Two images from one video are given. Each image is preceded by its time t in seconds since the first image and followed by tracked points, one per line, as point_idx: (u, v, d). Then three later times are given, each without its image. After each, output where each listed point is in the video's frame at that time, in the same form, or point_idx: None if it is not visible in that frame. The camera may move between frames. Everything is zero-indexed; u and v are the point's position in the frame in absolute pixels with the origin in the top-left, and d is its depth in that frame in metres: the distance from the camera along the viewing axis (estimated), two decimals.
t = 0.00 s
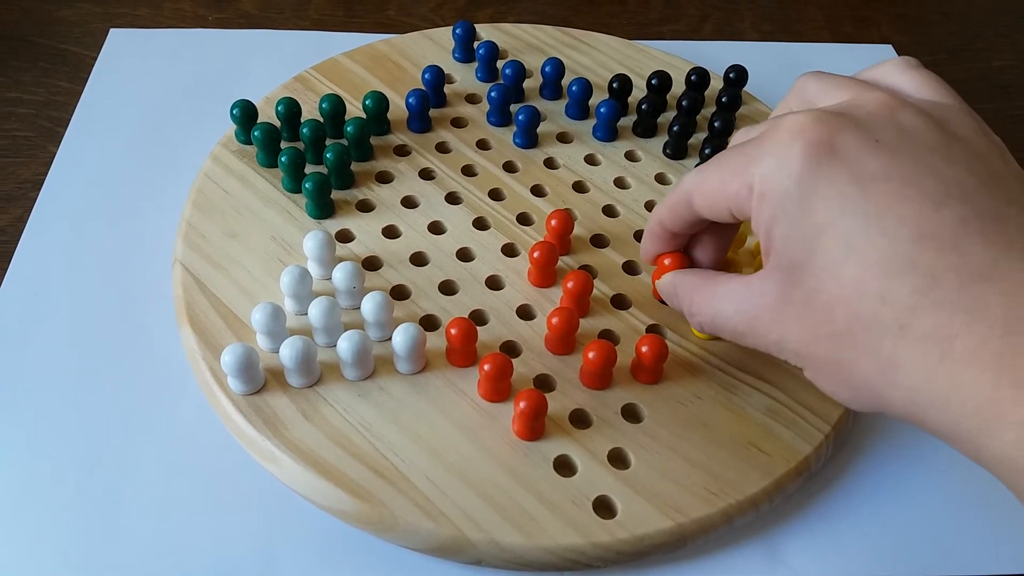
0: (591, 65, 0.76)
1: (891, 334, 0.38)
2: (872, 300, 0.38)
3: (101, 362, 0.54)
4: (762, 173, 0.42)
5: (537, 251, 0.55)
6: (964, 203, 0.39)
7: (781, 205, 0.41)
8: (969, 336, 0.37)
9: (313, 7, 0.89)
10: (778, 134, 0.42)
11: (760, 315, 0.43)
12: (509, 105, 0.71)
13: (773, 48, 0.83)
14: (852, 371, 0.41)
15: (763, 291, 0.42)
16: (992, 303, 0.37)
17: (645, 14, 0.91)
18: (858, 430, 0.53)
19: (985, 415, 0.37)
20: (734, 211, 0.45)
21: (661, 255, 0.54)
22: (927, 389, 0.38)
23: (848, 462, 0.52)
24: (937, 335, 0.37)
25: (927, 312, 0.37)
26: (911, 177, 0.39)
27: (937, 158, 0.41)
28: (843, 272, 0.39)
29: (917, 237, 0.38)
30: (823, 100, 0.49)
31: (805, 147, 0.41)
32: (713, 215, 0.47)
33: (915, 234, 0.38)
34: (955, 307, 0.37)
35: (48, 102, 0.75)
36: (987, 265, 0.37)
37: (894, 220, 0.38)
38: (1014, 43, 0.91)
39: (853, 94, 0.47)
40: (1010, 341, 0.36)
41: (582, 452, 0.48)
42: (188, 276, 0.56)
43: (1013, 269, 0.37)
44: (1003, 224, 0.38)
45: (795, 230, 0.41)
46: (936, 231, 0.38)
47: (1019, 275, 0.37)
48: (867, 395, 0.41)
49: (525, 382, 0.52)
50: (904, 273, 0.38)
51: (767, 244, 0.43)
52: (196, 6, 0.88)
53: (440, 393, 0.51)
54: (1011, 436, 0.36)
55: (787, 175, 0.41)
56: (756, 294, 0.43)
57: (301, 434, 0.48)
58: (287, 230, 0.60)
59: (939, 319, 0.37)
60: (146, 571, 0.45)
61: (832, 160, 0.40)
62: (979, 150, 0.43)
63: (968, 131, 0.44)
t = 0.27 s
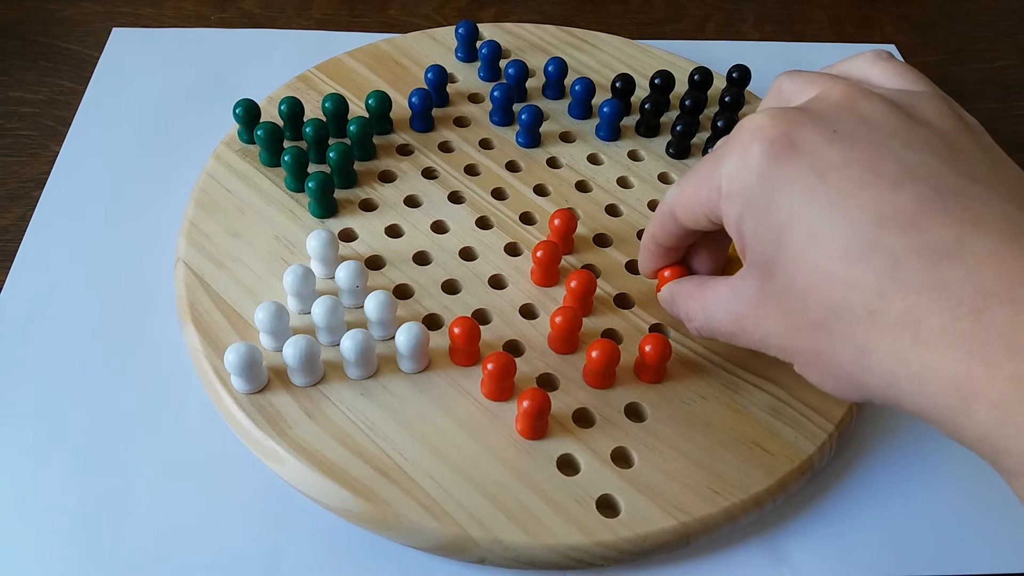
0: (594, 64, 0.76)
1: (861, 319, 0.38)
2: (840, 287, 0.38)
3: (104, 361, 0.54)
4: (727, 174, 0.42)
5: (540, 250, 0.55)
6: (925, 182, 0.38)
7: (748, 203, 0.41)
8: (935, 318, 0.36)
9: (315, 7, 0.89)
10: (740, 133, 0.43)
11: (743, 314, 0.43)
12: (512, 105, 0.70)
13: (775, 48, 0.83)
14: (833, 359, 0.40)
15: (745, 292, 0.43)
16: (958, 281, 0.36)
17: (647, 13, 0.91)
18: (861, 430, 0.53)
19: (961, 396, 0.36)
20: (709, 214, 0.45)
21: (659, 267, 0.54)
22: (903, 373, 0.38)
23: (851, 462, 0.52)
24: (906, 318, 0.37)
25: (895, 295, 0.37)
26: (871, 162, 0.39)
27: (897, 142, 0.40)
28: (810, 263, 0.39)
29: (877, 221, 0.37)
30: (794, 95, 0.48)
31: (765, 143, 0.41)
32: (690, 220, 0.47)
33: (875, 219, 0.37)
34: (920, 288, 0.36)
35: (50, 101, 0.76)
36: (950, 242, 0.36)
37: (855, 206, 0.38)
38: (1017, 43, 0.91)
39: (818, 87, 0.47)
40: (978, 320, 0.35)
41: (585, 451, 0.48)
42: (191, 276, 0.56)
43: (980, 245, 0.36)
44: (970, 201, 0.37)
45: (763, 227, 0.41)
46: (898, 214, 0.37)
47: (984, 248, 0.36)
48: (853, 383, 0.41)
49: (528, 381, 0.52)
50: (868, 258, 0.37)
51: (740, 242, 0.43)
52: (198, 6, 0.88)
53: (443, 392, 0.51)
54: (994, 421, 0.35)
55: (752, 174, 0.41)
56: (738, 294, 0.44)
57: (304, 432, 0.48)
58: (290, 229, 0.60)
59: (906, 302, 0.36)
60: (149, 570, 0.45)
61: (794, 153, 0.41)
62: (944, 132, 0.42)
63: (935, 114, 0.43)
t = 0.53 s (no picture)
0: (596, 65, 0.76)
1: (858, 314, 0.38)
2: (837, 282, 0.39)
3: (107, 361, 0.54)
4: (726, 172, 0.43)
5: (543, 251, 0.55)
6: (921, 179, 0.39)
7: (746, 201, 0.42)
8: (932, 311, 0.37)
9: (317, 7, 0.89)
10: (740, 132, 0.43)
11: (742, 313, 0.44)
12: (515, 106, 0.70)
13: (778, 49, 0.83)
14: (827, 355, 0.41)
15: (744, 291, 0.43)
16: (953, 276, 0.36)
17: (649, 14, 0.91)
18: (864, 433, 0.53)
19: (954, 387, 0.37)
20: (707, 212, 0.45)
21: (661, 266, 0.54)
22: (897, 366, 0.38)
23: (853, 463, 0.52)
24: (904, 312, 0.37)
25: (890, 290, 0.37)
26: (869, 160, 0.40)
27: (897, 142, 0.41)
28: (808, 260, 0.40)
29: (873, 218, 0.38)
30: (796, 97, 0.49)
31: (764, 142, 0.42)
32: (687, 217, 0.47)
33: (872, 217, 0.38)
34: (915, 282, 0.37)
35: (53, 101, 0.76)
36: (945, 238, 0.37)
37: (854, 202, 0.39)
38: (1019, 44, 0.91)
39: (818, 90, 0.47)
40: (971, 312, 0.36)
41: (588, 452, 0.48)
42: (194, 276, 0.56)
43: (972, 241, 0.37)
44: (965, 198, 0.38)
45: (762, 226, 0.41)
46: (897, 211, 0.38)
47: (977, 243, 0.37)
48: (842, 379, 0.41)
49: (531, 382, 0.52)
50: (867, 254, 0.38)
51: (739, 240, 0.43)
52: (201, 6, 0.88)
53: (446, 393, 0.51)
54: (989, 417, 0.36)
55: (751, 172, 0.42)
56: (736, 294, 0.44)
57: (308, 433, 0.48)
58: (293, 229, 0.60)
59: (902, 297, 0.37)
60: (152, 570, 0.45)
61: (794, 152, 0.41)
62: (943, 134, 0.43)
63: (933, 115, 0.44)
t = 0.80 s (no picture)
0: (595, 64, 0.76)
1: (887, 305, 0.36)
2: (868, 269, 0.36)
3: (105, 362, 0.54)
4: (749, 127, 0.38)
5: (542, 251, 0.55)
6: (965, 168, 0.36)
7: (769, 163, 0.38)
8: (969, 306, 0.35)
9: (316, 7, 0.88)
10: (770, 87, 0.39)
11: (738, 286, 0.40)
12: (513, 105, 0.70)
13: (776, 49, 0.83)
14: (843, 345, 0.39)
15: (746, 259, 0.39)
16: (992, 271, 0.34)
17: (648, 14, 0.91)
18: (864, 433, 0.53)
19: (985, 387, 0.35)
20: (711, 169, 0.41)
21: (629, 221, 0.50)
22: (927, 359, 0.36)
23: (852, 463, 0.52)
24: (936, 305, 0.35)
25: (926, 283, 0.35)
26: (906, 139, 0.37)
27: (932, 121, 0.38)
28: (837, 239, 0.36)
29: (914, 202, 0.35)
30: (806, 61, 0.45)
31: (800, 101, 0.38)
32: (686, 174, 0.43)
33: (914, 200, 0.35)
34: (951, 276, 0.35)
35: (51, 101, 0.75)
36: (984, 231, 0.35)
37: (893, 181, 0.36)
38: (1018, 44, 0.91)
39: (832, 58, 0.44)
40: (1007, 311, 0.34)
41: (587, 452, 0.48)
42: (193, 276, 0.55)
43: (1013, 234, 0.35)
44: (1007, 190, 0.36)
45: (786, 193, 0.37)
46: (935, 198, 0.35)
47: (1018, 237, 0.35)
48: (859, 368, 0.39)
49: (530, 382, 0.52)
50: (904, 241, 0.35)
51: (751, 207, 0.39)
52: (199, 5, 0.88)
53: (444, 393, 0.51)
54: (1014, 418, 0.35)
55: (779, 128, 0.37)
56: (735, 262, 0.40)
57: (307, 433, 0.48)
58: (291, 229, 0.60)
59: (937, 290, 0.35)
60: (151, 571, 0.45)
61: (828, 116, 0.37)
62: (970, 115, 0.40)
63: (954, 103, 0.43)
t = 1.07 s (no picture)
0: (592, 63, 0.76)
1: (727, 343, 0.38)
2: (700, 311, 0.38)
3: (101, 362, 0.54)
4: (573, 188, 0.40)
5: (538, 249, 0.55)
6: (773, 203, 0.39)
7: (598, 222, 0.39)
8: (803, 337, 0.37)
9: (313, 7, 0.88)
10: (582, 148, 0.40)
11: (586, 337, 0.41)
12: (510, 104, 0.70)
13: (774, 46, 0.83)
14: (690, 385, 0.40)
15: (588, 312, 0.41)
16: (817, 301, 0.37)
17: (646, 12, 0.90)
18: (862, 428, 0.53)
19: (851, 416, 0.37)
20: (544, 230, 0.42)
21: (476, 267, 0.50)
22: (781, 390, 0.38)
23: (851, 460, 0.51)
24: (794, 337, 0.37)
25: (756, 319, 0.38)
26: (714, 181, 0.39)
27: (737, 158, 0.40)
28: (670, 286, 0.38)
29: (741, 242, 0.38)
30: (613, 117, 0.48)
31: (613, 158, 0.39)
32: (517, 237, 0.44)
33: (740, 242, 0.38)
34: (783, 309, 0.37)
35: (49, 101, 0.75)
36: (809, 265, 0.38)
37: (715, 228, 0.38)
38: (1017, 41, 0.91)
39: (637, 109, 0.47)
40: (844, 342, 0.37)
41: (584, 451, 0.48)
42: (189, 276, 0.55)
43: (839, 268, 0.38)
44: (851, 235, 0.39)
45: (619, 247, 0.39)
46: (754, 237, 0.38)
47: (838, 267, 0.38)
48: (709, 404, 0.40)
49: (527, 381, 0.52)
50: (726, 284, 0.38)
51: (586, 263, 0.41)
52: (197, 6, 0.88)
53: (441, 392, 0.51)
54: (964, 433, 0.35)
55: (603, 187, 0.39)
56: (579, 313, 0.41)
57: (302, 433, 0.48)
58: (288, 229, 0.60)
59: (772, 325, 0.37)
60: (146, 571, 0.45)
61: (636, 170, 0.39)
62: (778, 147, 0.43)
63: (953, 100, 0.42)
